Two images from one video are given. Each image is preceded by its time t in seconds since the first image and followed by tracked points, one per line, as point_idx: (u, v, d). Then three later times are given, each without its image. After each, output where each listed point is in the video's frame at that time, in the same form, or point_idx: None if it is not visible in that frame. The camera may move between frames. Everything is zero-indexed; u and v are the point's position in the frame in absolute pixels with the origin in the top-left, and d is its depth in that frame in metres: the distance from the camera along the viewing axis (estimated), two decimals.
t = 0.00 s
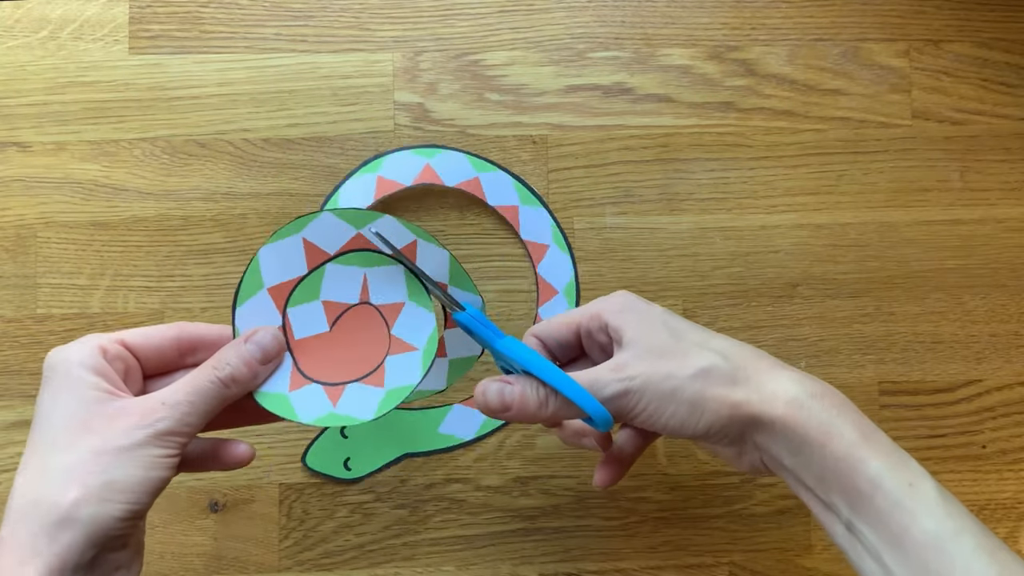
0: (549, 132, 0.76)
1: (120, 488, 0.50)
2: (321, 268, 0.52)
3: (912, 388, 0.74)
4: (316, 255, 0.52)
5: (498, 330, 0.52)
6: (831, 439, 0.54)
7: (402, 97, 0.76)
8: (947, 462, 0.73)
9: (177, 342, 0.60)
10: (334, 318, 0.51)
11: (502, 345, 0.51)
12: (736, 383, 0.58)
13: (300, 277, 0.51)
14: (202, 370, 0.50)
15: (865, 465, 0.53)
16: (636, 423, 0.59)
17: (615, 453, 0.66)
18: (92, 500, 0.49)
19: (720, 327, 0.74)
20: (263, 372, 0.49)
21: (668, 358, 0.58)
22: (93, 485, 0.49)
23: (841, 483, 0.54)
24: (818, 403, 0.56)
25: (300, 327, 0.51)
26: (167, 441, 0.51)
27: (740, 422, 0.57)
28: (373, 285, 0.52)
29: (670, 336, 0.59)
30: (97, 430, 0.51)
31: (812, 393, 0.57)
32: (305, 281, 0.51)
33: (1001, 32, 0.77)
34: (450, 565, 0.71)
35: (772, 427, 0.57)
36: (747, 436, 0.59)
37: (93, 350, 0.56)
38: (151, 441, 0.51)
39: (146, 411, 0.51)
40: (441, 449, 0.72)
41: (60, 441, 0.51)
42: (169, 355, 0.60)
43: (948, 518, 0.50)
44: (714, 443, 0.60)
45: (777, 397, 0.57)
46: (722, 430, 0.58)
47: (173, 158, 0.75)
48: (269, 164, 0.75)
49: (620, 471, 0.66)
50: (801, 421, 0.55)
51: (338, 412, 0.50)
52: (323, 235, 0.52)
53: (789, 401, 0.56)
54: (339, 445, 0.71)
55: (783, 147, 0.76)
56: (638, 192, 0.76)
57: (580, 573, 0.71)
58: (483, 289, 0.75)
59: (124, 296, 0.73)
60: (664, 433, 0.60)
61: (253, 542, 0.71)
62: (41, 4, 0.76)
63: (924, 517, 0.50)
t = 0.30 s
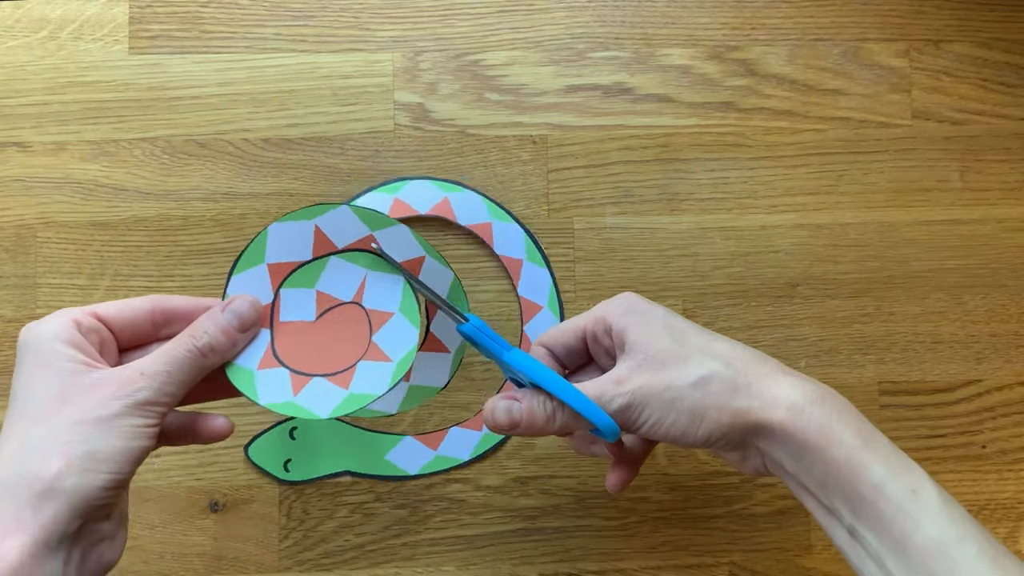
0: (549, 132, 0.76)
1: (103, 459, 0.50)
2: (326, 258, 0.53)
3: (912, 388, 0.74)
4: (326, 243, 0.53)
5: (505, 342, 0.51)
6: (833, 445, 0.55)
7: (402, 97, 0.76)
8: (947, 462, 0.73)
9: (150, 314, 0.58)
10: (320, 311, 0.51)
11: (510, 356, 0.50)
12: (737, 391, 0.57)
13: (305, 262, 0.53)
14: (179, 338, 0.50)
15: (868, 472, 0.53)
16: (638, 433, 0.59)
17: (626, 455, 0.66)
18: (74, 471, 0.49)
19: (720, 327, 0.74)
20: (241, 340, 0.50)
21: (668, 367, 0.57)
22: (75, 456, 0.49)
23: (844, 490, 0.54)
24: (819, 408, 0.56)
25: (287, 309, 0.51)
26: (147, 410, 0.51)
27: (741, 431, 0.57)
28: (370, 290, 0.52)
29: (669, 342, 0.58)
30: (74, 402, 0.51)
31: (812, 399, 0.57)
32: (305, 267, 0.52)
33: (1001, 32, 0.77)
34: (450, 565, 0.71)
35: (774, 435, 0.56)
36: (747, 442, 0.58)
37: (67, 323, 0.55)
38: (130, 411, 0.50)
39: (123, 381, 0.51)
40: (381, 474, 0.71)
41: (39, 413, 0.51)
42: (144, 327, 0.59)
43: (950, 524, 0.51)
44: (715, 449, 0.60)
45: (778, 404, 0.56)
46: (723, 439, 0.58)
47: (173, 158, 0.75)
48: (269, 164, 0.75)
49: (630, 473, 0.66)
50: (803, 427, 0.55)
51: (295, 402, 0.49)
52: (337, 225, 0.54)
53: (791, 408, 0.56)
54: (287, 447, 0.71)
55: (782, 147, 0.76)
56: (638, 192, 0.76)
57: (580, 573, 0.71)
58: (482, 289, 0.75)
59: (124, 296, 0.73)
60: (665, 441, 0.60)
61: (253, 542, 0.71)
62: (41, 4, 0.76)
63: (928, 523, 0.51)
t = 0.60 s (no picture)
0: (549, 132, 0.76)
1: (150, 509, 0.50)
2: (361, 232, 0.54)
3: (912, 388, 0.74)
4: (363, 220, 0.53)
5: (491, 320, 0.52)
6: (818, 456, 0.55)
7: (402, 97, 0.76)
8: (947, 462, 0.73)
9: (194, 354, 0.60)
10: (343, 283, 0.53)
11: (493, 333, 0.51)
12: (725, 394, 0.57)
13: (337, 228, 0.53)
14: (225, 381, 0.51)
15: (851, 484, 0.54)
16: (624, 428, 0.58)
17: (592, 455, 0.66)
18: (123, 522, 0.49)
19: (720, 327, 0.74)
20: (281, 383, 0.51)
21: (658, 364, 0.57)
22: (123, 507, 0.49)
23: (826, 499, 0.55)
24: (805, 419, 0.57)
25: (307, 267, 0.53)
26: (194, 457, 0.51)
27: (728, 434, 0.57)
28: (394, 279, 0.54)
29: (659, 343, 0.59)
30: (122, 449, 0.50)
31: (799, 408, 0.57)
32: (341, 234, 0.53)
33: (1001, 32, 0.77)
34: (450, 565, 0.71)
35: (760, 440, 0.56)
36: (733, 446, 0.58)
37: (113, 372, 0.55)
38: (177, 458, 0.50)
39: (169, 428, 0.51)
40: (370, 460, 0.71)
41: (87, 459, 0.51)
42: (189, 368, 0.60)
43: (930, 536, 0.52)
44: (700, 451, 0.60)
45: (766, 411, 0.57)
46: (710, 440, 0.58)
47: (173, 158, 0.75)
48: (269, 164, 0.75)
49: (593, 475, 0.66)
50: (789, 437, 0.56)
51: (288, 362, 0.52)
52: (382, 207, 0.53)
53: (777, 416, 0.56)
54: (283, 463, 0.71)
55: (782, 147, 0.76)
56: (638, 192, 0.76)
57: (580, 573, 0.71)
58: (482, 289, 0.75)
59: (124, 296, 0.73)
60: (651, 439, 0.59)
61: (253, 542, 0.71)
62: (41, 4, 0.76)
63: (908, 536, 0.52)
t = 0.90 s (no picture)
0: (549, 132, 0.76)
1: (108, 483, 0.49)
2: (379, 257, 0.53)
3: (912, 388, 0.74)
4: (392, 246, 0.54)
5: (500, 333, 0.51)
6: (833, 439, 0.54)
7: (402, 97, 0.76)
8: (947, 462, 0.73)
9: (167, 338, 0.58)
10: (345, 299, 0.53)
11: (505, 347, 0.50)
12: (738, 384, 0.57)
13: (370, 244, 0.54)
14: (194, 360, 0.50)
15: (868, 466, 0.53)
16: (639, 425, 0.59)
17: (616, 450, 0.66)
18: (80, 496, 0.49)
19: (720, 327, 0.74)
20: (256, 367, 0.50)
21: (669, 359, 0.57)
22: (81, 480, 0.49)
23: (843, 482, 0.54)
24: (820, 401, 0.56)
25: (317, 271, 0.53)
26: (157, 433, 0.50)
27: (742, 423, 0.57)
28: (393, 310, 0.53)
29: (669, 337, 0.58)
30: (85, 424, 0.50)
31: (813, 391, 0.56)
32: (358, 250, 0.53)
33: (1001, 32, 0.77)
34: (450, 565, 0.71)
35: (774, 427, 0.56)
36: (748, 435, 0.58)
37: (84, 347, 0.55)
38: (139, 433, 0.50)
39: (133, 403, 0.50)
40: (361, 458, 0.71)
41: (49, 434, 0.50)
42: (161, 353, 0.59)
43: (948, 518, 0.50)
44: (715, 442, 0.60)
45: (779, 396, 0.56)
46: (724, 430, 0.58)
47: (173, 158, 0.75)
48: (268, 164, 0.75)
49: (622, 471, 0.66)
50: (803, 421, 0.55)
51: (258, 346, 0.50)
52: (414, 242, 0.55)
53: (790, 401, 0.56)
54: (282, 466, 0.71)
55: (782, 147, 0.76)
56: (638, 192, 0.76)
57: (580, 573, 0.71)
58: (482, 289, 0.75)
59: (124, 296, 0.73)
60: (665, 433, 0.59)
61: (253, 542, 0.70)
62: (41, 4, 0.76)
63: (926, 518, 0.50)
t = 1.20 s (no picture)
0: (549, 132, 0.76)
1: (96, 467, 0.49)
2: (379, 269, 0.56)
3: (912, 389, 0.74)
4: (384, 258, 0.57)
5: (501, 345, 0.51)
6: (830, 446, 0.53)
7: (402, 97, 0.76)
8: (947, 462, 0.73)
9: (150, 322, 0.58)
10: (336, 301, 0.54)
11: (507, 359, 0.50)
12: (733, 393, 0.56)
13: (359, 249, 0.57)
14: (177, 340, 0.50)
15: (865, 473, 0.52)
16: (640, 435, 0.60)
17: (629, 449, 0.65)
18: (67, 480, 0.48)
19: (720, 327, 0.74)
20: (241, 344, 0.50)
21: (665, 372, 0.57)
22: (68, 464, 0.48)
23: (840, 491, 0.53)
24: (818, 407, 0.55)
25: (316, 265, 0.55)
26: (144, 415, 0.50)
27: (737, 432, 0.57)
28: (380, 322, 0.54)
29: (667, 346, 0.58)
30: (69, 409, 0.50)
31: (810, 397, 0.55)
32: (359, 254, 0.56)
33: (1001, 32, 0.77)
34: (450, 565, 0.71)
35: (769, 437, 0.55)
36: (745, 443, 0.58)
37: (65, 333, 0.54)
38: (126, 416, 0.49)
39: (118, 387, 0.50)
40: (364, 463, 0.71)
41: (34, 422, 0.50)
42: (144, 338, 0.59)
43: (948, 526, 0.50)
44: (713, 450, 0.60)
45: (775, 404, 0.55)
46: (720, 440, 0.58)
47: (173, 158, 0.75)
48: (268, 164, 0.75)
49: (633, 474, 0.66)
50: (800, 430, 0.54)
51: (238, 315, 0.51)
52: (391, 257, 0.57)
53: (787, 408, 0.55)
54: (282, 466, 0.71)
55: (783, 147, 0.76)
56: (638, 192, 0.76)
57: (580, 573, 0.71)
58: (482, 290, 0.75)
59: (124, 296, 0.73)
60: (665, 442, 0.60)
61: (253, 542, 0.71)
62: (41, 4, 0.76)
63: (925, 527, 0.50)
